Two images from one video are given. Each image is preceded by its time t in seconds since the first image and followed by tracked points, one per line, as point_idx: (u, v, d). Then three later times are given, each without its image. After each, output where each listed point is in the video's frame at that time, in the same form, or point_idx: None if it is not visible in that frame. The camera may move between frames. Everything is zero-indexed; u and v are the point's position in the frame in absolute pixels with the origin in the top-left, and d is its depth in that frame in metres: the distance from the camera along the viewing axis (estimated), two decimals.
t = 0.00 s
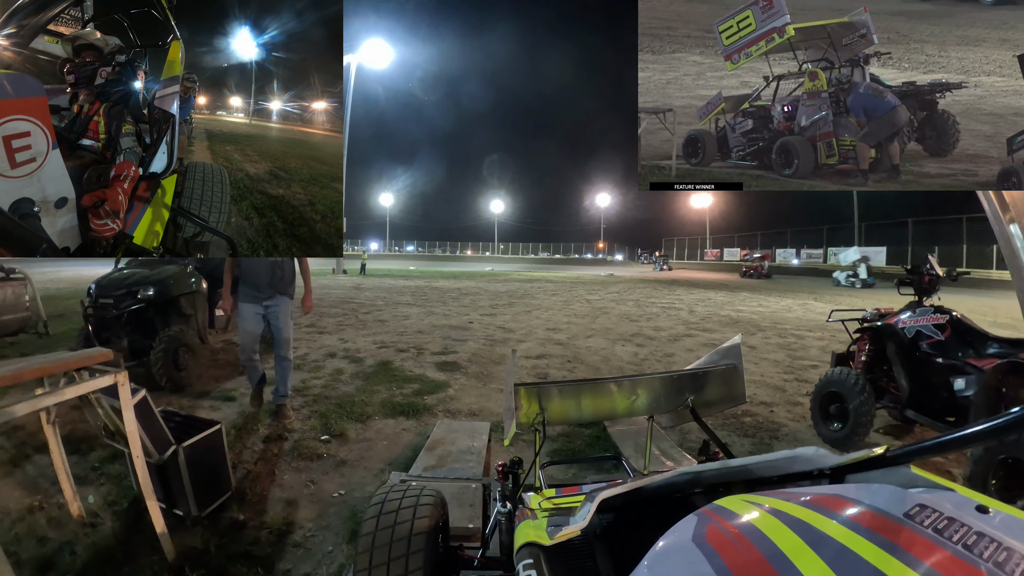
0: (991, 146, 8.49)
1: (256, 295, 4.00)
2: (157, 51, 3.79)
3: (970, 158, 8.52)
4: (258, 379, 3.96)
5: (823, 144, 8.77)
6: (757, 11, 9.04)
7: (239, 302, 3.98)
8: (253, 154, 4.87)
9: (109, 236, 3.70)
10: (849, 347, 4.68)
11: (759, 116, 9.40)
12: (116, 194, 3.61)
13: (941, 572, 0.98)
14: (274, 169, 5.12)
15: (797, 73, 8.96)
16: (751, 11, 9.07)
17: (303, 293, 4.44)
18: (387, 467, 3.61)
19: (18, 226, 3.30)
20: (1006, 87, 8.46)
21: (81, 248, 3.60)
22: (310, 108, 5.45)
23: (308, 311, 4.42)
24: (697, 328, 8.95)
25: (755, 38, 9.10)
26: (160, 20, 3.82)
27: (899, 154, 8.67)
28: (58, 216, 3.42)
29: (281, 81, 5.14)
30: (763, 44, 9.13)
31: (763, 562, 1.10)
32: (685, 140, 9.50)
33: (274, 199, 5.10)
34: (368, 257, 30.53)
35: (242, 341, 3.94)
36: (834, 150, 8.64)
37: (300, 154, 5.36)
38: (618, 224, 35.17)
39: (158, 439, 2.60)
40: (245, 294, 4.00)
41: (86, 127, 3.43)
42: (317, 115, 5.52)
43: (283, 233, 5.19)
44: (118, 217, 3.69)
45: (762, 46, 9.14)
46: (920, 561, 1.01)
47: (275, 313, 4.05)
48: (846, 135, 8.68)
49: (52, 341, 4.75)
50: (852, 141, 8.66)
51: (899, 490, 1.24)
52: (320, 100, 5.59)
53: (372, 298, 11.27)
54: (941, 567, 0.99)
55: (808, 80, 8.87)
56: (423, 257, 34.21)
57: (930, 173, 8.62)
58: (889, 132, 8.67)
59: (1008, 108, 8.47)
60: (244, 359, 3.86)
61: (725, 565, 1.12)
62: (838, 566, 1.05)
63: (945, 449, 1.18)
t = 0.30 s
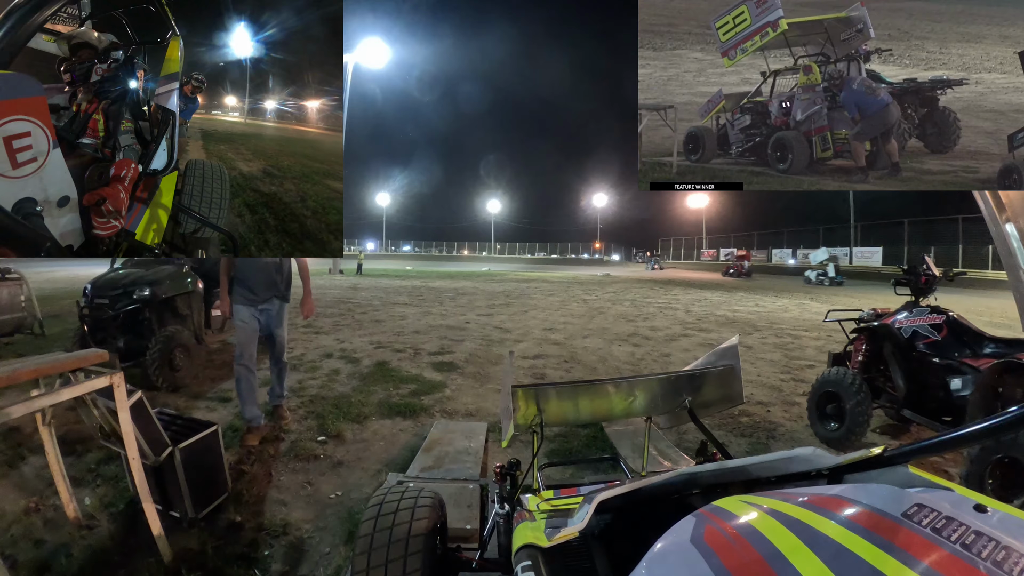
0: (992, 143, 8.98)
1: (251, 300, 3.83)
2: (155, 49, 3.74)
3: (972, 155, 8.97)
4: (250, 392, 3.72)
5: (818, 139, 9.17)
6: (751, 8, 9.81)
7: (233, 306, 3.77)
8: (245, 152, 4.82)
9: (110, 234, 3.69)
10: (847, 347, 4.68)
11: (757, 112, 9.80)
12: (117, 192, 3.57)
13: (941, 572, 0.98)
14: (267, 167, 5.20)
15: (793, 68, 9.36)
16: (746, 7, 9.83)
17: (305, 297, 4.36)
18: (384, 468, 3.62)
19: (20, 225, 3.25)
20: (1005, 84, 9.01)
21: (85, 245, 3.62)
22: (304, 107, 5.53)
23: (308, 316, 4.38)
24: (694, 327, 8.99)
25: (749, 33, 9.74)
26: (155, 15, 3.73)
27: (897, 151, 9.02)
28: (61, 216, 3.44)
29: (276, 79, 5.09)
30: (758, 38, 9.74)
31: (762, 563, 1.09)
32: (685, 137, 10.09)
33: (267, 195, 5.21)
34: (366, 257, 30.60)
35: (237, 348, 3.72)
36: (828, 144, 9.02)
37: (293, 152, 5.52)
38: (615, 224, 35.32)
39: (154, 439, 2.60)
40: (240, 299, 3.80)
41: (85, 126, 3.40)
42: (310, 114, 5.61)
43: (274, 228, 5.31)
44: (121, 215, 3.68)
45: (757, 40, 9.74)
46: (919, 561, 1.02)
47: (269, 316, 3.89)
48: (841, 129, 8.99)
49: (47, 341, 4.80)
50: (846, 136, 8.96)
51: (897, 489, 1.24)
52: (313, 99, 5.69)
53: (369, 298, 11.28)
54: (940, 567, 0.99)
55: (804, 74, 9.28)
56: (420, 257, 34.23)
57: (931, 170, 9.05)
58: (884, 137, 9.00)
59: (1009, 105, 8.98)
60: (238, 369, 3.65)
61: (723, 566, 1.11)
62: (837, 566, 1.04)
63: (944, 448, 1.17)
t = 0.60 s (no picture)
0: (1009, 143, 8.94)
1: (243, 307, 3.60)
2: (162, 50, 3.72)
3: (988, 154, 8.96)
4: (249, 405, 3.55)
5: (830, 142, 8.96)
6: (763, 10, 9.83)
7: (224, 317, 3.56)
8: (243, 151, 4.87)
9: (110, 233, 3.69)
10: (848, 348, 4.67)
11: (772, 113, 9.64)
12: (119, 191, 3.56)
13: None
14: (264, 165, 5.18)
15: (806, 70, 9.30)
16: (757, 11, 9.84)
17: (298, 304, 4.35)
18: (386, 473, 3.63)
19: (21, 217, 3.33)
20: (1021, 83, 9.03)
21: (83, 242, 3.61)
22: (302, 108, 5.45)
23: (301, 323, 4.34)
24: (693, 327, 8.99)
25: (762, 36, 9.78)
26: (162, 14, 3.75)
27: (913, 151, 8.89)
28: (63, 210, 3.46)
29: (275, 80, 5.14)
30: (770, 42, 9.80)
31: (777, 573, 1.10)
32: (701, 137, 9.95)
33: (261, 194, 5.17)
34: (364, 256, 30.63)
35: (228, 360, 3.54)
36: (841, 148, 8.78)
37: (290, 151, 5.47)
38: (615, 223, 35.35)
39: (154, 447, 2.62)
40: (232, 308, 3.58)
41: (91, 125, 3.45)
42: (309, 114, 5.51)
43: (268, 228, 5.23)
44: (120, 215, 3.67)
45: (769, 44, 9.80)
46: (935, 575, 1.01)
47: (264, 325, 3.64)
48: (853, 133, 8.80)
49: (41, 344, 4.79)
50: (859, 139, 8.75)
51: (917, 505, 1.24)
52: (312, 99, 5.57)
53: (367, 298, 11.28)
54: None
55: (816, 76, 9.24)
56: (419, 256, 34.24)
57: (948, 170, 8.91)
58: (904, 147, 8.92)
59: None
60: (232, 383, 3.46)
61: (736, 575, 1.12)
62: None
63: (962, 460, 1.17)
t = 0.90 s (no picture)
0: None
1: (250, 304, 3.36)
2: (159, 51, 3.74)
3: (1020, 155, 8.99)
4: (256, 404, 3.42)
5: (864, 143, 8.99)
6: (801, 8, 9.65)
7: (232, 315, 3.34)
8: (244, 151, 4.87)
9: (111, 234, 3.69)
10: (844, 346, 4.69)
11: (806, 113, 9.52)
12: (119, 192, 3.51)
13: None
14: (265, 166, 5.20)
15: (841, 70, 9.22)
16: (795, 8, 9.70)
17: (304, 301, 4.02)
18: (394, 467, 3.62)
19: (24, 222, 3.32)
20: None
21: (86, 245, 3.63)
22: (303, 107, 5.56)
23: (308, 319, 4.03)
24: (691, 327, 9.01)
25: (799, 34, 9.61)
26: (157, 15, 3.81)
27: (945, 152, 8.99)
28: (64, 214, 3.46)
29: (273, 80, 5.12)
30: (807, 40, 9.61)
31: (789, 566, 1.10)
32: (734, 137, 9.96)
33: (263, 196, 5.23)
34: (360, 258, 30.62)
35: (234, 359, 3.33)
36: (875, 148, 8.85)
37: (291, 151, 5.53)
38: (613, 225, 35.55)
39: (166, 443, 2.55)
40: (238, 307, 3.34)
41: (90, 127, 3.42)
42: (309, 113, 5.63)
43: (270, 232, 5.30)
44: (121, 216, 3.66)
45: (806, 43, 9.61)
46: (948, 568, 1.01)
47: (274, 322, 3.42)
48: (887, 133, 8.82)
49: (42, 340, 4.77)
50: (891, 140, 8.81)
51: (930, 495, 1.24)
52: (312, 99, 5.70)
53: (365, 298, 11.27)
54: (969, 572, 0.99)
55: (852, 77, 9.11)
56: (415, 257, 34.18)
57: (979, 170, 9.02)
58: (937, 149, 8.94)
59: None
60: (240, 384, 3.29)
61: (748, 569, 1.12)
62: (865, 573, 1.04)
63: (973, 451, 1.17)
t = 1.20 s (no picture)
0: None
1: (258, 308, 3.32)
2: (159, 51, 3.75)
3: None
4: (259, 408, 3.32)
5: (892, 143, 9.86)
6: (831, 9, 10.37)
7: (238, 317, 3.28)
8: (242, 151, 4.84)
9: (111, 235, 3.67)
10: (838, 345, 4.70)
11: (835, 112, 10.31)
12: (119, 193, 3.54)
13: None
14: (265, 166, 5.22)
15: (870, 70, 10.00)
16: (825, 9, 10.45)
17: (313, 307, 3.83)
18: (390, 465, 3.63)
19: (23, 222, 3.29)
20: None
21: (86, 245, 3.62)
22: (302, 107, 5.56)
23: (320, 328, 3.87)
24: (687, 327, 9.03)
25: (828, 34, 10.37)
26: (158, 15, 3.77)
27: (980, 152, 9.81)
28: (63, 213, 3.45)
29: (273, 80, 5.12)
30: (836, 40, 10.35)
31: (781, 570, 1.10)
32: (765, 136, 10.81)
33: (263, 196, 5.27)
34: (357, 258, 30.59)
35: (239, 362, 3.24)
36: (905, 149, 9.69)
37: (291, 151, 5.55)
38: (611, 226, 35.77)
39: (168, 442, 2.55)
40: (245, 308, 3.29)
41: (90, 127, 3.45)
42: (309, 114, 5.64)
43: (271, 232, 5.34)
44: (121, 216, 3.66)
45: (835, 42, 10.35)
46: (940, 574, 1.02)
47: (281, 325, 3.37)
48: (917, 134, 9.66)
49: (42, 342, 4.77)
50: (923, 141, 9.65)
51: (920, 502, 1.25)
52: (312, 99, 5.71)
53: (363, 299, 11.28)
54: None
55: (881, 77, 9.92)
56: (412, 257, 34.13)
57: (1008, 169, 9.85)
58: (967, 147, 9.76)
59: None
60: (241, 386, 3.19)
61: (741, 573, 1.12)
62: None
63: (964, 460, 1.18)
